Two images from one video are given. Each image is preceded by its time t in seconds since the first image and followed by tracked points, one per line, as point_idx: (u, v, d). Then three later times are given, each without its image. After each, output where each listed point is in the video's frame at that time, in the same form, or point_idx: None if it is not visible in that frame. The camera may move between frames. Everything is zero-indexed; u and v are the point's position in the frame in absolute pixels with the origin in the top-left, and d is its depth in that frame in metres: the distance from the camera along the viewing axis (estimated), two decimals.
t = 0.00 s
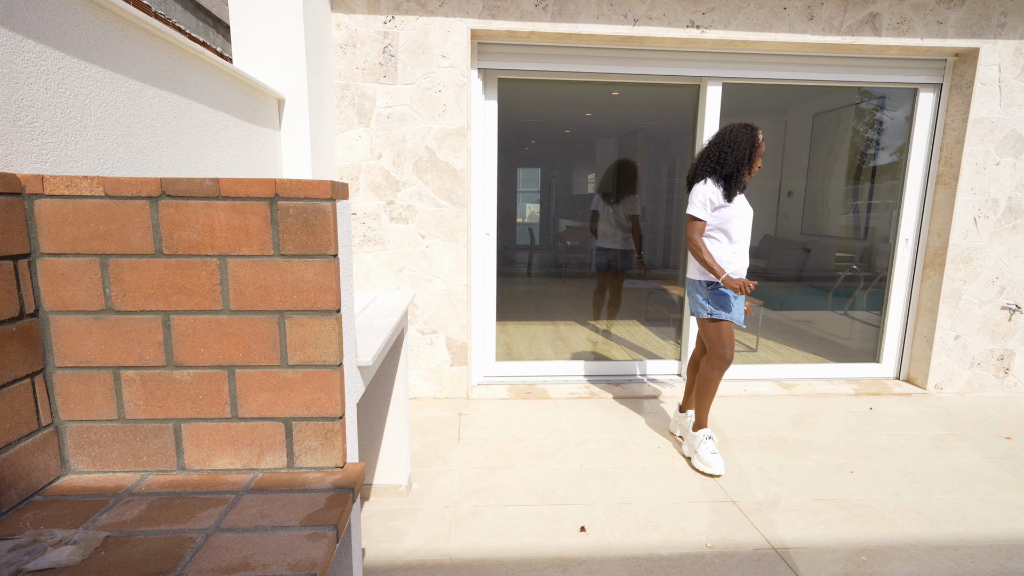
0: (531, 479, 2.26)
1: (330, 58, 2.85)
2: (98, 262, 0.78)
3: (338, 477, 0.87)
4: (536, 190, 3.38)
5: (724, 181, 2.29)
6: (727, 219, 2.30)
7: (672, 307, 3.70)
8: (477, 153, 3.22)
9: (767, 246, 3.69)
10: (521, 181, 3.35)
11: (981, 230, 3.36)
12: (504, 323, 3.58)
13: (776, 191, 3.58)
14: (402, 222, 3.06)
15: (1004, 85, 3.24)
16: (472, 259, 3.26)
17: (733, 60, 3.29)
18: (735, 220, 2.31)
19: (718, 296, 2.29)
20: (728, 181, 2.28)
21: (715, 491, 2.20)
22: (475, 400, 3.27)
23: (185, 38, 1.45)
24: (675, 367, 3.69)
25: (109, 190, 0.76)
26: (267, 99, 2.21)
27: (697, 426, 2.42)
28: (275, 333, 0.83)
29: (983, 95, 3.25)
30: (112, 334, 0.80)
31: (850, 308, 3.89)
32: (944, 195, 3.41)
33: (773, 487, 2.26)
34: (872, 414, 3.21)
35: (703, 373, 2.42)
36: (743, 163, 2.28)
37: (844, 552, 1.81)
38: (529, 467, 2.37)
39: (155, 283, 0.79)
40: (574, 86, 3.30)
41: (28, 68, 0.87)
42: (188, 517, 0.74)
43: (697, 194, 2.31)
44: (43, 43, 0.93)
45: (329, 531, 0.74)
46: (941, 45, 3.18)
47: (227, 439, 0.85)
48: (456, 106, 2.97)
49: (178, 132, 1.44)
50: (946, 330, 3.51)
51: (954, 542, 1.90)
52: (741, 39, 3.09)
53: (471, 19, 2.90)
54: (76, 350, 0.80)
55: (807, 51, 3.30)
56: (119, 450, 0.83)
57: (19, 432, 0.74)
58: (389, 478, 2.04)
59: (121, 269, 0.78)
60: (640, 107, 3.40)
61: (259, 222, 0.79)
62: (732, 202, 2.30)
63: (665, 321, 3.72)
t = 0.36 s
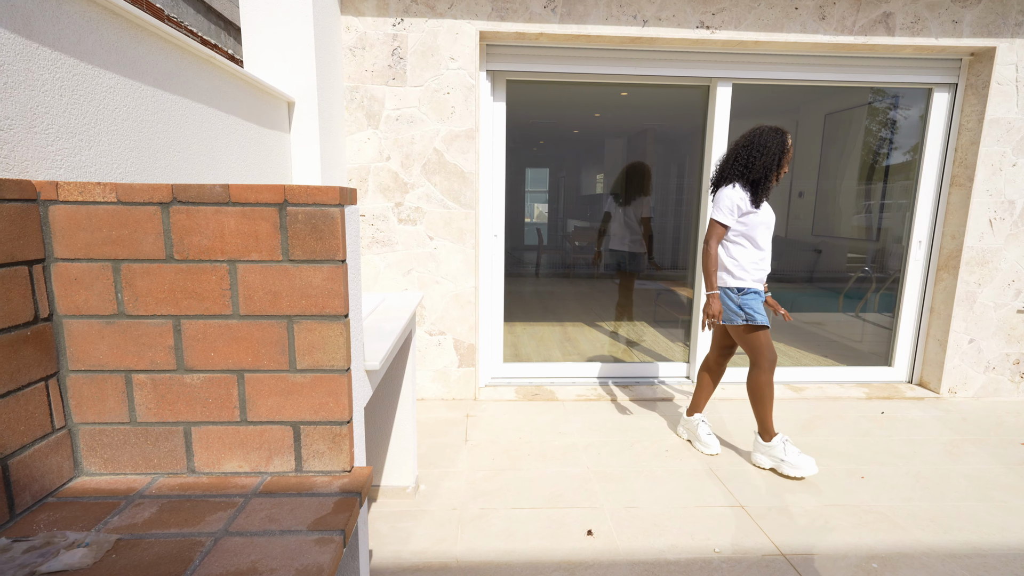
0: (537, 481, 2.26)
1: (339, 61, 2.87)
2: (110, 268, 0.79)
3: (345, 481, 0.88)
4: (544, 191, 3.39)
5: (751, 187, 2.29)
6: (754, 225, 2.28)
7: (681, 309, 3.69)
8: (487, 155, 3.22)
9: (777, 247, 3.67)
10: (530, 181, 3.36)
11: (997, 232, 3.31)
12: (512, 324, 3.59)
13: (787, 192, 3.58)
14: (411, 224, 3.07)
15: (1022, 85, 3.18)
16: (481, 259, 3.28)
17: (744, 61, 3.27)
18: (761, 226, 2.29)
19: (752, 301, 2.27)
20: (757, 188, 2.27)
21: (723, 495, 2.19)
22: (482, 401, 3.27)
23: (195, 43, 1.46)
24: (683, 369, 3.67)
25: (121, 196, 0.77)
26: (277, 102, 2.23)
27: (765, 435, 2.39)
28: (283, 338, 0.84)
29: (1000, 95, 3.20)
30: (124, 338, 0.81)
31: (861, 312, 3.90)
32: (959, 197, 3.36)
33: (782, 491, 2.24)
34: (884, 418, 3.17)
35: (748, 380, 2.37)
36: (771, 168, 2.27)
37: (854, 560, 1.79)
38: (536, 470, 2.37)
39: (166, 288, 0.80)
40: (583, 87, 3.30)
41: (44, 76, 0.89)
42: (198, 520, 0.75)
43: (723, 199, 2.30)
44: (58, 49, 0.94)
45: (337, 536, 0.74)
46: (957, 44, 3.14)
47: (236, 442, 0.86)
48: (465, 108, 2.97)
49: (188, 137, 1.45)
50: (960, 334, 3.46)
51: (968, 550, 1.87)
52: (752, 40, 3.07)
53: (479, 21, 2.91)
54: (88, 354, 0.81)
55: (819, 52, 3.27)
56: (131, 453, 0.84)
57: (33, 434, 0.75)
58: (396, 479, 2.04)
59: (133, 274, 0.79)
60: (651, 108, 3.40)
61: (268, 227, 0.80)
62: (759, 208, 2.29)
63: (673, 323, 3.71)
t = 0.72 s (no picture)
0: (539, 486, 2.26)
1: (342, 64, 2.88)
2: (112, 277, 0.79)
3: (345, 490, 0.88)
4: (547, 192, 3.40)
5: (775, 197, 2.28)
6: (792, 235, 2.26)
7: (683, 311, 3.67)
8: (490, 156, 3.22)
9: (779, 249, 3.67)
10: (533, 182, 3.37)
11: (1002, 234, 3.30)
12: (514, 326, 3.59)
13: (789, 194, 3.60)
14: (413, 227, 3.08)
15: None
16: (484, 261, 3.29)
17: (747, 64, 3.26)
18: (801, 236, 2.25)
19: (794, 312, 2.24)
20: (780, 194, 2.26)
21: (725, 500, 2.18)
22: (484, 404, 3.28)
23: (197, 50, 1.47)
24: (685, 372, 3.67)
25: (123, 206, 0.78)
26: (280, 106, 2.24)
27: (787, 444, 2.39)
28: (283, 347, 0.84)
29: (1005, 97, 3.18)
30: (125, 347, 0.81)
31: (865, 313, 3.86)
32: (963, 200, 3.35)
33: (784, 497, 2.23)
34: (887, 422, 3.16)
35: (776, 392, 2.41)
36: (784, 176, 2.27)
37: (856, 566, 1.78)
38: (537, 473, 2.37)
39: (167, 297, 0.81)
40: (586, 89, 3.30)
41: (48, 85, 0.90)
42: (198, 530, 0.76)
43: (755, 212, 2.32)
44: (62, 59, 0.95)
45: (335, 546, 0.75)
46: (962, 46, 3.13)
47: (237, 451, 0.86)
48: (467, 111, 2.98)
49: (192, 143, 1.46)
50: (964, 337, 3.45)
51: (972, 557, 1.86)
52: (755, 42, 3.07)
53: (482, 24, 2.91)
54: (90, 362, 0.81)
55: (823, 54, 3.26)
56: (132, 461, 0.84)
57: (35, 443, 0.76)
58: (398, 484, 2.05)
59: (134, 284, 0.80)
60: (654, 108, 3.40)
61: (269, 237, 0.81)
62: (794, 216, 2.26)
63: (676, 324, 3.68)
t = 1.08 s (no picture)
0: (534, 491, 2.26)
1: (340, 69, 2.89)
2: (105, 289, 0.80)
3: (336, 500, 0.89)
4: (546, 194, 3.43)
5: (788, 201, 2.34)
6: (802, 238, 2.27)
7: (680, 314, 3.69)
8: (489, 160, 3.25)
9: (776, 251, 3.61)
10: (532, 183, 3.39)
11: (997, 240, 3.31)
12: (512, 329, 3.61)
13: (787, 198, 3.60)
14: (410, 232, 3.09)
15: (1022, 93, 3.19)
16: (480, 266, 3.29)
17: (743, 69, 3.28)
18: (816, 240, 2.23)
19: (795, 316, 2.28)
20: (790, 195, 2.32)
21: (719, 506, 2.19)
22: (481, 408, 3.28)
23: (193, 58, 1.48)
24: (682, 376, 3.68)
25: (116, 219, 0.79)
26: (275, 112, 2.25)
27: (783, 447, 2.41)
28: (275, 358, 0.85)
29: (1001, 103, 3.20)
30: (118, 358, 0.82)
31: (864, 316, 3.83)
32: (958, 205, 3.37)
33: (779, 502, 2.24)
34: (882, 427, 3.17)
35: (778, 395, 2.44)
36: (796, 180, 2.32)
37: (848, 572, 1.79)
38: (533, 478, 2.37)
39: (159, 309, 0.81)
40: (584, 94, 3.32)
41: (41, 97, 0.90)
42: (188, 540, 0.76)
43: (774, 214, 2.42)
44: (56, 71, 0.96)
45: (324, 558, 0.75)
46: (957, 52, 3.15)
47: (228, 461, 0.87)
48: (464, 116, 2.99)
49: (188, 152, 1.47)
50: (959, 342, 3.47)
51: (964, 563, 1.87)
52: (751, 48, 3.09)
53: (479, 29, 2.93)
54: (83, 373, 0.82)
55: (819, 60, 3.28)
56: (124, 470, 0.85)
57: (27, 455, 0.77)
58: (393, 489, 2.05)
59: (127, 295, 0.80)
60: (652, 111, 3.41)
61: (260, 250, 0.81)
62: (799, 220, 2.27)
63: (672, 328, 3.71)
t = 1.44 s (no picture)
0: (518, 494, 2.27)
1: (326, 73, 2.89)
2: (77, 299, 0.80)
3: (310, 508, 0.89)
4: (540, 194, 3.45)
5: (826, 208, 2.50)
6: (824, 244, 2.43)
7: (668, 315, 3.74)
8: (476, 160, 3.26)
9: (766, 253, 3.66)
10: (525, 183, 3.41)
11: (976, 243, 3.39)
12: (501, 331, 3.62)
13: (776, 197, 3.62)
14: (397, 235, 3.09)
15: (1000, 99, 3.26)
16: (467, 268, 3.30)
17: (729, 74, 3.32)
18: (832, 247, 2.36)
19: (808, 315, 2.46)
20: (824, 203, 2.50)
21: (701, 507, 2.21)
22: (467, 411, 3.28)
23: (174, 64, 1.47)
24: (668, 377, 3.71)
25: (88, 230, 0.79)
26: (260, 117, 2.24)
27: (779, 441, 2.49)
28: (249, 367, 0.85)
29: (979, 109, 3.27)
30: (91, 369, 0.82)
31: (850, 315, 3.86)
32: (938, 209, 3.43)
33: (759, 503, 2.27)
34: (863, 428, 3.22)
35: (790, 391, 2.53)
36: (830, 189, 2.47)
37: (824, 572, 1.82)
38: (517, 481, 2.38)
39: (131, 320, 0.82)
40: (572, 97, 3.34)
41: (14, 106, 0.90)
42: (158, 551, 0.76)
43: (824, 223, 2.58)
44: (30, 81, 0.95)
45: (295, 567, 0.76)
46: (937, 59, 3.21)
47: (202, 470, 0.87)
48: (451, 120, 3.00)
49: (168, 159, 1.46)
50: (938, 343, 3.53)
51: (937, 562, 1.91)
52: (736, 53, 3.13)
53: (466, 34, 2.94)
54: (55, 384, 0.82)
55: (803, 66, 3.33)
56: (96, 481, 0.85)
57: None
58: (376, 493, 2.05)
59: (99, 306, 0.81)
60: (640, 113, 3.44)
61: (234, 260, 0.82)
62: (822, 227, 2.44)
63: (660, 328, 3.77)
